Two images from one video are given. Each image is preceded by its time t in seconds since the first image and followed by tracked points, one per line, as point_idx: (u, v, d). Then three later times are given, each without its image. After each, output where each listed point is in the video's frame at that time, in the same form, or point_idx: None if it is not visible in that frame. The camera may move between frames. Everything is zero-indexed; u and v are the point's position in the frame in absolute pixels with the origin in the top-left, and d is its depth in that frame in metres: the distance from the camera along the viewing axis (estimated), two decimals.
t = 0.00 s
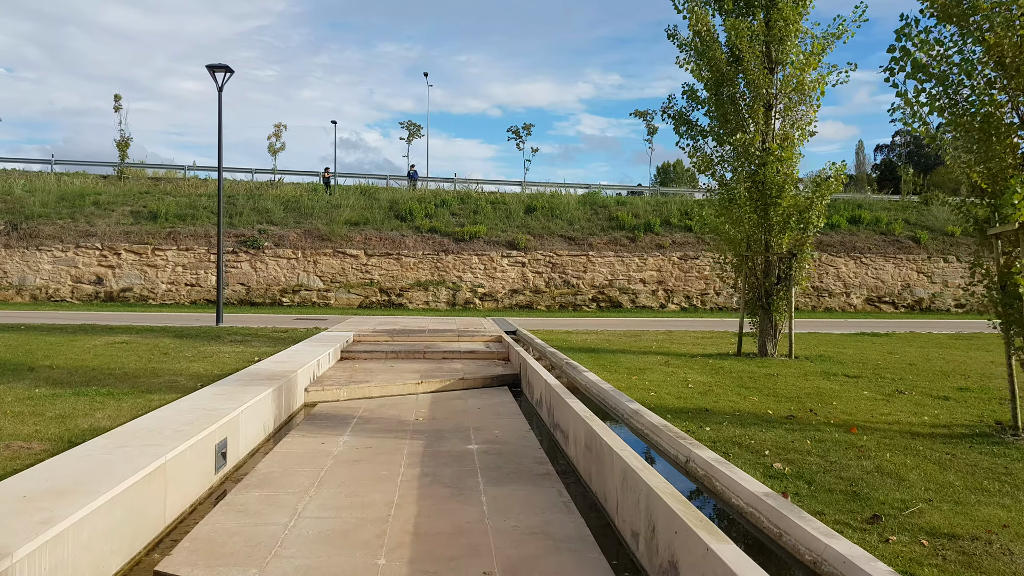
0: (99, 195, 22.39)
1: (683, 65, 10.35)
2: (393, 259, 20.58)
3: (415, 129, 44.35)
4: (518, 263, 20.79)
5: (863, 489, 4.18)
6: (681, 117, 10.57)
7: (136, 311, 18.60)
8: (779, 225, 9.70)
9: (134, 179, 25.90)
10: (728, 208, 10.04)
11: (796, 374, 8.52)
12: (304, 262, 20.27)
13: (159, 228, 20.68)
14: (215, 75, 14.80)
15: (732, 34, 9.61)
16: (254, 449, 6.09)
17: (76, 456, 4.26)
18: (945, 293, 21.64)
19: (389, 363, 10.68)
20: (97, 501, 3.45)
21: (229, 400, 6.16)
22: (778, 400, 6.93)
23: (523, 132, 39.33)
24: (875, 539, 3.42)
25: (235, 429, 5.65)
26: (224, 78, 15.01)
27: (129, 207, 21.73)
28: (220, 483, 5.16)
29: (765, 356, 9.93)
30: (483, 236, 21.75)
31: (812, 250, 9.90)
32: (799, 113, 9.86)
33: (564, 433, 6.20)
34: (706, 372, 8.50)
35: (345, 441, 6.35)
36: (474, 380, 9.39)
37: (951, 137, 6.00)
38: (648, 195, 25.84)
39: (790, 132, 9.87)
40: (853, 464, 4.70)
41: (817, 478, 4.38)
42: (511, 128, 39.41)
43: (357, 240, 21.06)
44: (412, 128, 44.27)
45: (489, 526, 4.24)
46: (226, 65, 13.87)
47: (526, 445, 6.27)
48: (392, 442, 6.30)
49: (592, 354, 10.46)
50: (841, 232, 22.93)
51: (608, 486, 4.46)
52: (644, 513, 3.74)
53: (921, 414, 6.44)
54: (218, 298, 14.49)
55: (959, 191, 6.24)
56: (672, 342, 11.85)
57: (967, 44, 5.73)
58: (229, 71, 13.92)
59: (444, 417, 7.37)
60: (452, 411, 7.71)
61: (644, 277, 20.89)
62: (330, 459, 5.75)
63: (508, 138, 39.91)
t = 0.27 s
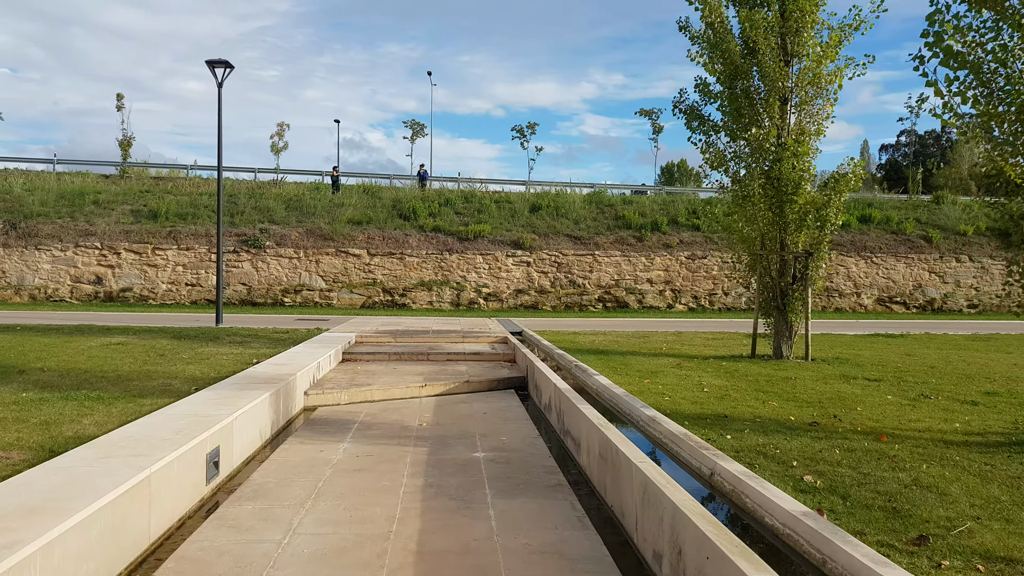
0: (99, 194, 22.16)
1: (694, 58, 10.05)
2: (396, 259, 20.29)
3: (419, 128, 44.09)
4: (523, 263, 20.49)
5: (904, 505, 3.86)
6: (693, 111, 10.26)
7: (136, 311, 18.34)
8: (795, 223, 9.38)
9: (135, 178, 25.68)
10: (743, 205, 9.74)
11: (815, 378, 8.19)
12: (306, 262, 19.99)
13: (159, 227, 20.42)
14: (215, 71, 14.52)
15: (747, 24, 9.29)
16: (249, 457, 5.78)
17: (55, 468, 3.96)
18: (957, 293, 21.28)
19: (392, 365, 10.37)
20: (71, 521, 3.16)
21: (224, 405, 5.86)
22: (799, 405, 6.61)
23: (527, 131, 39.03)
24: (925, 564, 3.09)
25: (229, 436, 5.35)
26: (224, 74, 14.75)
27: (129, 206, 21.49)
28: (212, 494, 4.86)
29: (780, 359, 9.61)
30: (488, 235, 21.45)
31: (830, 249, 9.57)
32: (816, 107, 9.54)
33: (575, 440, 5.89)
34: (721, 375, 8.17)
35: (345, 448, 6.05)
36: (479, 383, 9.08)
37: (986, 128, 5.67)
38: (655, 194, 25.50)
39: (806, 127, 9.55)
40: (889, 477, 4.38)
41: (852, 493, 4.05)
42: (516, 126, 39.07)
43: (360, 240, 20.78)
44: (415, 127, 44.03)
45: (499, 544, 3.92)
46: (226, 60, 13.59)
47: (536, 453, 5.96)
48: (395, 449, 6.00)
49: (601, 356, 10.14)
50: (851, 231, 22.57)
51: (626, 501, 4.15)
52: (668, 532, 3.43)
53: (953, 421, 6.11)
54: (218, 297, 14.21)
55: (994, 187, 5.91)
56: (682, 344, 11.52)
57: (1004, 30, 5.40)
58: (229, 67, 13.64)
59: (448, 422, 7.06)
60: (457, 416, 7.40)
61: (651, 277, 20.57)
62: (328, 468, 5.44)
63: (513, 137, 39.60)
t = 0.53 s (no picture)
0: (97, 193, 21.89)
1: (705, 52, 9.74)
2: (398, 259, 19.99)
3: (421, 127, 43.80)
4: (526, 263, 20.18)
5: (948, 528, 3.54)
6: (704, 107, 9.95)
7: (133, 312, 18.06)
8: (809, 222, 9.06)
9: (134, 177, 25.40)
10: (755, 204, 9.45)
11: (832, 383, 7.87)
12: (306, 262, 19.70)
13: (158, 227, 20.14)
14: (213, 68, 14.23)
15: (760, 16, 8.99)
16: (241, 469, 5.48)
17: (27, 486, 3.66)
18: (967, 294, 20.94)
19: (393, 369, 10.07)
20: (36, 549, 2.86)
21: (215, 414, 5.56)
22: (819, 413, 6.30)
23: (530, 130, 38.73)
24: None
25: (218, 448, 5.04)
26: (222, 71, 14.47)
27: (127, 205, 21.22)
28: (199, 511, 4.56)
29: (794, 363, 9.29)
30: (491, 235, 21.14)
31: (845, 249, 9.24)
32: (831, 102, 9.22)
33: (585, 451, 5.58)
34: (734, 381, 7.85)
35: (342, 459, 5.74)
36: (483, 388, 8.76)
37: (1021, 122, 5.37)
38: (659, 193, 25.17)
39: (821, 122, 9.23)
40: (926, 494, 4.06)
41: (889, 514, 3.73)
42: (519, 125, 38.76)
43: (361, 240, 20.49)
44: (417, 126, 43.74)
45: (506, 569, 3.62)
46: (224, 56, 13.31)
47: (543, 465, 5.65)
48: (395, 460, 5.69)
49: (608, 359, 9.83)
50: (859, 231, 22.23)
51: (643, 520, 3.84)
52: (692, 559, 3.12)
53: (983, 430, 5.79)
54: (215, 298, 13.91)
55: None
56: (691, 347, 11.20)
57: None
58: (227, 63, 13.35)
59: (452, 430, 6.74)
60: (461, 423, 7.09)
61: (656, 277, 20.24)
62: (325, 481, 5.13)
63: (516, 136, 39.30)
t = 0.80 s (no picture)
0: (92, 191, 21.59)
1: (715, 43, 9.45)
2: (398, 258, 19.68)
3: (421, 126, 43.53)
4: (528, 262, 19.87)
5: (1001, 547, 3.23)
6: (713, 99, 9.65)
7: (129, 312, 17.75)
8: (823, 217, 8.76)
9: (131, 176, 25.11)
10: (766, 199, 9.15)
11: (850, 385, 7.56)
12: (305, 261, 19.39)
13: (154, 226, 19.83)
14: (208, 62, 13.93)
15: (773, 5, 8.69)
16: (230, 479, 5.17)
17: None
18: (976, 292, 20.63)
19: (392, 370, 9.75)
20: None
21: (204, 419, 5.25)
22: (841, 417, 5.99)
23: (532, 128, 38.43)
24: None
25: (206, 455, 4.73)
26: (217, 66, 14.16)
27: (123, 204, 20.91)
28: (183, 524, 4.24)
29: (808, 364, 8.97)
30: (492, 234, 20.82)
31: (861, 246, 8.93)
32: (846, 94, 8.91)
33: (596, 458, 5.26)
34: (748, 383, 7.54)
35: (339, 466, 5.43)
36: (486, 390, 8.45)
37: None
38: (663, 191, 24.86)
39: (835, 115, 8.93)
40: (970, 507, 3.75)
41: (935, 530, 3.42)
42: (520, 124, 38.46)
43: (361, 238, 20.18)
44: (417, 125, 43.45)
45: None
46: (219, 50, 13.01)
47: (551, 473, 5.33)
48: (394, 468, 5.38)
49: (614, 360, 9.50)
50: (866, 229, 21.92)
51: (664, 537, 3.53)
52: None
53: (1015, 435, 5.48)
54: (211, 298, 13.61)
55: None
56: (699, 347, 10.89)
57: None
58: (222, 57, 13.05)
59: (454, 435, 6.43)
60: (463, 427, 6.78)
61: (660, 276, 19.93)
62: (319, 491, 4.82)
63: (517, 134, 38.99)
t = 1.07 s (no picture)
0: (89, 191, 21.29)
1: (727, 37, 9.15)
2: (399, 259, 19.38)
3: (422, 125, 43.24)
4: (531, 263, 19.56)
5: None
6: (724, 95, 9.35)
7: (125, 314, 17.46)
8: (840, 217, 8.45)
9: (129, 175, 24.82)
10: (779, 198, 8.85)
11: (870, 392, 7.25)
12: (304, 262, 19.09)
13: (151, 226, 19.53)
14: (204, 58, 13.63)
15: None
16: (219, 495, 4.86)
17: None
18: (986, 294, 20.31)
19: (393, 375, 9.45)
20: None
21: (193, 431, 4.94)
22: (866, 428, 5.68)
23: (534, 127, 38.10)
24: None
25: (194, 471, 4.43)
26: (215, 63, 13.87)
27: (120, 203, 20.62)
28: (166, 548, 3.94)
29: (823, 369, 8.67)
30: (494, 234, 20.51)
31: (879, 247, 8.62)
32: (863, 89, 8.60)
33: (608, 473, 4.94)
34: (764, 390, 7.23)
35: (336, 480, 5.14)
36: (489, 396, 8.15)
37: None
38: (667, 191, 24.54)
39: (851, 111, 8.61)
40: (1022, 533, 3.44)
41: (988, 560, 3.11)
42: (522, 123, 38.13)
43: (361, 239, 19.88)
44: (418, 124, 43.14)
45: None
46: (216, 46, 12.71)
47: (560, 488, 5.02)
48: (394, 483, 5.08)
49: (622, 364, 9.20)
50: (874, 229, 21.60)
51: (689, 567, 3.22)
52: None
53: None
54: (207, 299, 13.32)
55: None
56: (708, 351, 10.58)
57: None
58: (219, 53, 12.75)
59: (456, 446, 6.13)
60: (466, 437, 6.48)
61: (665, 277, 19.62)
62: (314, 509, 4.53)
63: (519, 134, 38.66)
